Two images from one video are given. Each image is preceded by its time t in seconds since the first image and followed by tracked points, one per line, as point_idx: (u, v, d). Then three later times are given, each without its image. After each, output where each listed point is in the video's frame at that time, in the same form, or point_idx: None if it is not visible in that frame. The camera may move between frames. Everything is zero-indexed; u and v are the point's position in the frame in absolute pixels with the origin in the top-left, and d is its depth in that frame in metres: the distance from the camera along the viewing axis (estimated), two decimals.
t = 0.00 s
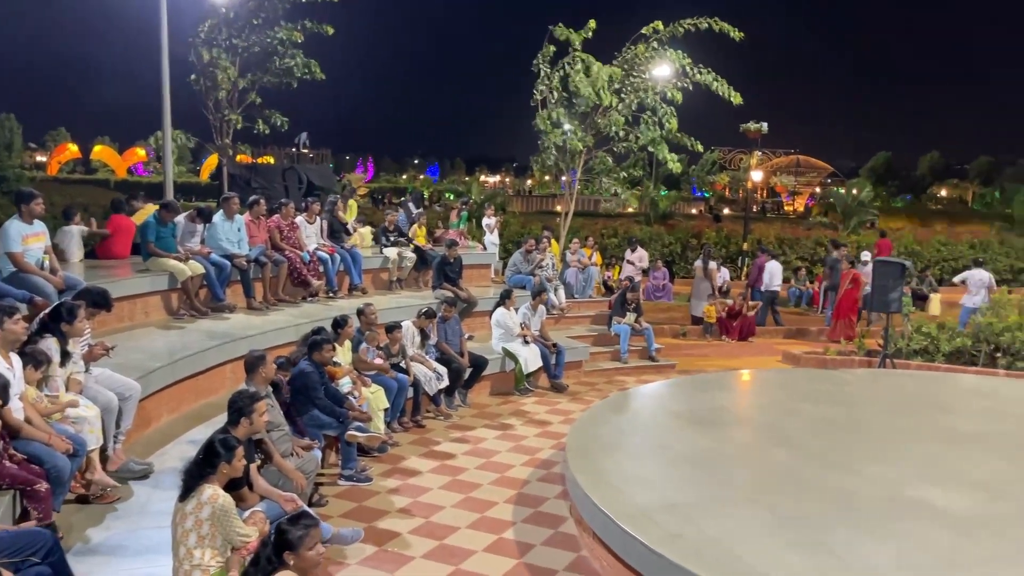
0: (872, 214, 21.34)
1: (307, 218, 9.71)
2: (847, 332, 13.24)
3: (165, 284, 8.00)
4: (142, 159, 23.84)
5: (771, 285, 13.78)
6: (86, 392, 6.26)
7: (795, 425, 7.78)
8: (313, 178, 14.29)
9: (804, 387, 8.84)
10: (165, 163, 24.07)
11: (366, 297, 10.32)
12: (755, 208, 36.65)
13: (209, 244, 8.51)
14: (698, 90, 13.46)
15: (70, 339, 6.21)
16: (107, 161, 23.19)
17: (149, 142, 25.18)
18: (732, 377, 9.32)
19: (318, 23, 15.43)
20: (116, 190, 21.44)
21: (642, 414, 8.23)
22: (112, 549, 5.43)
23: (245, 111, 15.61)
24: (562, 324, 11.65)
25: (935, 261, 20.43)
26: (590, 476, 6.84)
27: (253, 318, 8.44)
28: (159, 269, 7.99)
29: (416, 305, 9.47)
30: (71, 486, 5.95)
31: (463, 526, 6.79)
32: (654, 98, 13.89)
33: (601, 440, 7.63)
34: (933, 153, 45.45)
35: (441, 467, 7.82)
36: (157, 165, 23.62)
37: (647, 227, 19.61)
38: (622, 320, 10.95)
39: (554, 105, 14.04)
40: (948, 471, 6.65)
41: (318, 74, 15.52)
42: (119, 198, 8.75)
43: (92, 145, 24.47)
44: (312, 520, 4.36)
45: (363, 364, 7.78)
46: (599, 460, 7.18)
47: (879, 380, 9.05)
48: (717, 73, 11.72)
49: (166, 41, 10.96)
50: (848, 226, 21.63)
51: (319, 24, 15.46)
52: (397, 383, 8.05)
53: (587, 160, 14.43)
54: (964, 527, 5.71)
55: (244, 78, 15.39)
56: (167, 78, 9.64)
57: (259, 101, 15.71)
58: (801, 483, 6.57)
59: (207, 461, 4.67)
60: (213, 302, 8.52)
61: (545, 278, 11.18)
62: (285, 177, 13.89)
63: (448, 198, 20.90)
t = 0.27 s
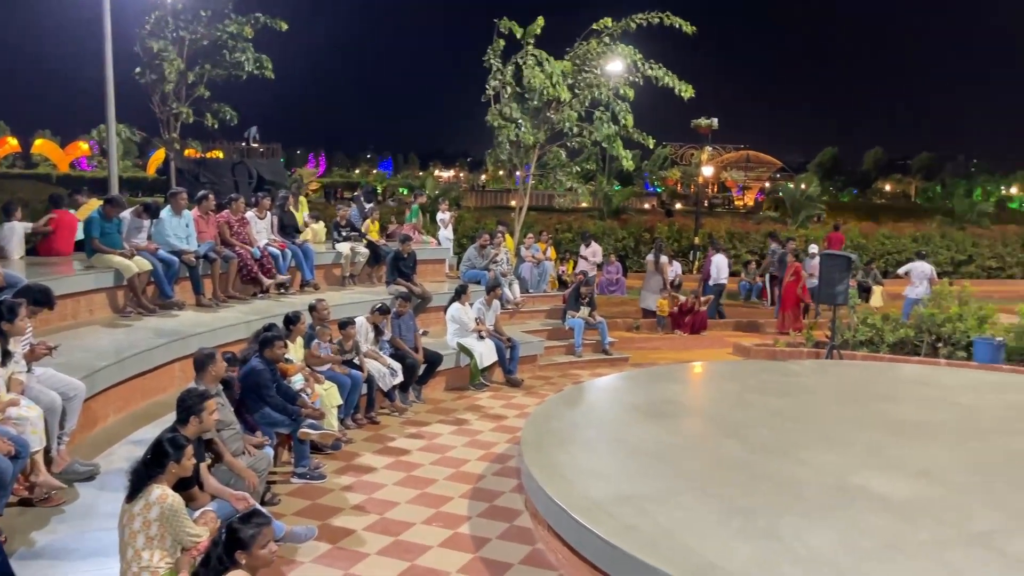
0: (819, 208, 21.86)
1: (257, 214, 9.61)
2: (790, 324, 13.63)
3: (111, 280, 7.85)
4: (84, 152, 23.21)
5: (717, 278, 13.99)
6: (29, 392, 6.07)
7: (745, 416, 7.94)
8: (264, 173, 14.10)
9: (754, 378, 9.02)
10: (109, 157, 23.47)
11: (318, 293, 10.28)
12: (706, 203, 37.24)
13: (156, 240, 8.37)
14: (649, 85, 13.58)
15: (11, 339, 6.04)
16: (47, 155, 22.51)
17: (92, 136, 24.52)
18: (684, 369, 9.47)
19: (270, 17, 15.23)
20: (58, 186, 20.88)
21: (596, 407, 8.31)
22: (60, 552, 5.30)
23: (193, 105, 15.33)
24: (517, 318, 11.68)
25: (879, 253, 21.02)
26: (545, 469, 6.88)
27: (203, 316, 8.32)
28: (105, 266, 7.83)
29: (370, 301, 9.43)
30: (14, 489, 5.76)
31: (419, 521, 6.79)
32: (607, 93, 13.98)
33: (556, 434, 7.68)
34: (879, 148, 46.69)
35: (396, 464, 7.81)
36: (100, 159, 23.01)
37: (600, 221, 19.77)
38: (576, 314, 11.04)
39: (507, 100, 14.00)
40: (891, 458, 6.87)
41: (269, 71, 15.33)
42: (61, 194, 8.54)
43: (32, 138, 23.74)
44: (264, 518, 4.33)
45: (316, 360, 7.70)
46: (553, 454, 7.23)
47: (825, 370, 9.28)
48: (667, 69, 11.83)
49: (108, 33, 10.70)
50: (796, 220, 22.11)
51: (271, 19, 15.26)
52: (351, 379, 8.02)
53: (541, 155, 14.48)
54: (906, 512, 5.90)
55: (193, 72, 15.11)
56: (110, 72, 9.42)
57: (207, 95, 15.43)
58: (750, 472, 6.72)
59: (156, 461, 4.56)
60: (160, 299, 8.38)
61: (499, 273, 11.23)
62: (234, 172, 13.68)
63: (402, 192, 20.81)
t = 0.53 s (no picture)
0: (777, 203, 22.22)
1: (214, 210, 9.48)
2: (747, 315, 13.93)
3: (63, 278, 7.68)
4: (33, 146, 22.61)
5: (677, 272, 14.11)
6: None
7: (705, 408, 8.05)
8: (222, 168, 13.89)
9: (714, 371, 9.15)
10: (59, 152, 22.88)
11: (278, 290, 10.18)
12: (667, 197, 37.63)
13: (111, 237, 8.21)
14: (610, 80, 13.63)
15: None
16: None
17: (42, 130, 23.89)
18: (646, 363, 9.56)
19: (227, 11, 15.00)
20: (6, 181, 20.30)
21: (559, 401, 8.35)
22: (11, 556, 5.11)
23: (148, 99, 15.03)
24: (480, 314, 11.66)
25: (836, 247, 21.44)
26: (509, 464, 6.90)
27: (160, 314, 8.18)
28: (57, 263, 7.66)
29: (331, 298, 9.37)
30: None
31: (382, 519, 6.76)
32: (568, 88, 14.00)
33: (519, 428, 7.71)
34: (835, 144, 47.58)
35: (359, 461, 7.77)
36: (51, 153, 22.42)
37: (563, 216, 19.84)
38: (539, 309, 11.09)
39: (468, 95, 13.92)
40: (848, 447, 7.02)
41: (227, 67, 15.10)
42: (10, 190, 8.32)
43: None
44: (225, 518, 4.29)
45: (276, 357, 7.62)
46: (517, 448, 7.25)
47: (783, 363, 9.45)
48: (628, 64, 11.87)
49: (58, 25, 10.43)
50: (755, 214, 22.44)
51: (228, 13, 15.03)
52: (313, 377, 7.96)
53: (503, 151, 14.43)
54: (863, 501, 6.04)
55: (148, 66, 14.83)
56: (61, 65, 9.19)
57: (163, 89, 15.15)
58: (711, 464, 6.82)
59: (113, 462, 4.47)
60: (115, 297, 8.21)
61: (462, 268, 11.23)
62: (191, 168, 13.46)
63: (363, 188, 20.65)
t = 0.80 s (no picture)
0: (735, 198, 22.54)
1: (169, 206, 9.29)
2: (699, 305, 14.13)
3: (12, 276, 7.47)
4: None
5: (635, 266, 14.23)
6: None
7: (666, 401, 8.14)
8: (176, 164, 13.62)
9: (674, 364, 9.26)
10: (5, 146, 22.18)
11: (235, 287, 10.04)
12: (627, 193, 37.96)
13: (61, 234, 7.99)
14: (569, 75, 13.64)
15: None
16: None
17: None
18: (607, 357, 9.64)
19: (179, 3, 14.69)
20: None
21: (521, 396, 8.38)
22: None
23: (99, 93, 14.67)
24: (441, 310, 11.62)
25: (793, 241, 21.83)
26: (472, 460, 6.90)
27: (113, 312, 7.99)
28: (5, 261, 7.43)
29: (290, 295, 9.26)
30: None
31: (344, 517, 6.72)
32: (528, 83, 13.96)
33: (482, 424, 7.71)
34: (791, 140, 48.45)
35: (320, 459, 7.70)
36: None
37: (523, 211, 19.87)
38: (501, 305, 11.10)
39: (426, 90, 13.80)
40: (805, 438, 7.16)
41: (180, 61, 14.79)
42: None
43: None
44: (182, 520, 4.21)
45: (234, 355, 7.50)
46: (480, 444, 7.26)
47: (741, 356, 9.60)
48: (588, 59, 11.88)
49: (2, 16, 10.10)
50: (713, 209, 22.74)
51: (180, 5, 14.72)
52: (272, 375, 7.86)
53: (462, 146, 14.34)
54: (820, 491, 6.17)
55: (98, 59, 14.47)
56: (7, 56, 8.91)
57: (114, 83, 14.79)
58: (673, 456, 6.90)
59: (67, 464, 4.36)
60: (67, 296, 8.00)
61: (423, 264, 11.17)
62: (144, 163, 13.17)
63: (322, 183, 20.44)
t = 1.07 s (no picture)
0: (697, 194, 22.78)
1: (127, 202, 9.05)
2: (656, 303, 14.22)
3: None
4: None
5: (600, 262, 14.42)
6: None
7: (633, 395, 8.18)
8: (133, 160, 13.29)
9: (640, 359, 9.31)
10: None
11: (196, 285, 9.84)
12: (591, 189, 38.15)
13: (14, 232, 7.72)
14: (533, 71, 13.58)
15: None
16: None
17: None
18: (573, 353, 9.65)
19: None
20: None
21: (488, 393, 8.34)
22: None
23: (51, 87, 14.24)
24: (406, 307, 11.47)
25: (754, 237, 22.13)
26: (439, 458, 6.85)
27: (70, 312, 7.76)
28: None
29: (253, 292, 9.10)
30: None
31: (310, 517, 6.62)
32: (491, 78, 13.87)
33: (449, 421, 7.66)
34: (751, 136, 49.15)
35: (285, 459, 7.58)
36: None
37: (488, 207, 19.83)
38: (467, 301, 11.05)
39: (389, 86, 13.65)
40: (770, 430, 7.26)
41: (136, 54, 14.42)
42: None
43: None
44: (145, 524, 4.10)
45: (196, 354, 7.34)
46: (447, 441, 7.21)
47: (706, 350, 9.70)
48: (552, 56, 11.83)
49: None
50: (676, 205, 22.95)
51: None
52: (235, 374, 7.71)
53: (427, 141, 14.23)
54: (785, 483, 6.26)
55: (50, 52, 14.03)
56: None
57: (67, 76, 14.37)
58: (640, 451, 6.94)
59: (25, 466, 4.21)
60: (21, 295, 7.74)
61: (388, 261, 11.05)
62: (100, 159, 12.82)
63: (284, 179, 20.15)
